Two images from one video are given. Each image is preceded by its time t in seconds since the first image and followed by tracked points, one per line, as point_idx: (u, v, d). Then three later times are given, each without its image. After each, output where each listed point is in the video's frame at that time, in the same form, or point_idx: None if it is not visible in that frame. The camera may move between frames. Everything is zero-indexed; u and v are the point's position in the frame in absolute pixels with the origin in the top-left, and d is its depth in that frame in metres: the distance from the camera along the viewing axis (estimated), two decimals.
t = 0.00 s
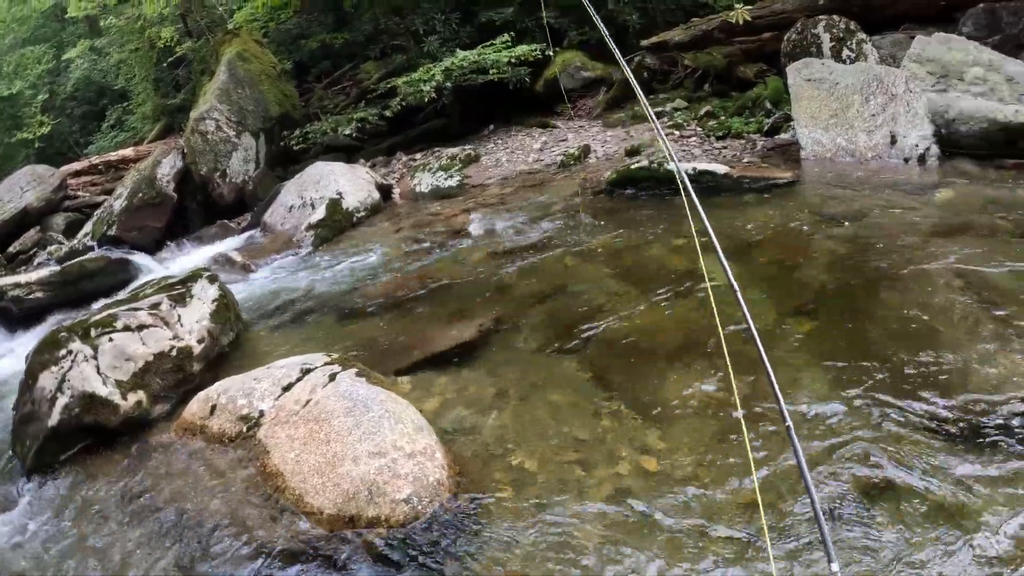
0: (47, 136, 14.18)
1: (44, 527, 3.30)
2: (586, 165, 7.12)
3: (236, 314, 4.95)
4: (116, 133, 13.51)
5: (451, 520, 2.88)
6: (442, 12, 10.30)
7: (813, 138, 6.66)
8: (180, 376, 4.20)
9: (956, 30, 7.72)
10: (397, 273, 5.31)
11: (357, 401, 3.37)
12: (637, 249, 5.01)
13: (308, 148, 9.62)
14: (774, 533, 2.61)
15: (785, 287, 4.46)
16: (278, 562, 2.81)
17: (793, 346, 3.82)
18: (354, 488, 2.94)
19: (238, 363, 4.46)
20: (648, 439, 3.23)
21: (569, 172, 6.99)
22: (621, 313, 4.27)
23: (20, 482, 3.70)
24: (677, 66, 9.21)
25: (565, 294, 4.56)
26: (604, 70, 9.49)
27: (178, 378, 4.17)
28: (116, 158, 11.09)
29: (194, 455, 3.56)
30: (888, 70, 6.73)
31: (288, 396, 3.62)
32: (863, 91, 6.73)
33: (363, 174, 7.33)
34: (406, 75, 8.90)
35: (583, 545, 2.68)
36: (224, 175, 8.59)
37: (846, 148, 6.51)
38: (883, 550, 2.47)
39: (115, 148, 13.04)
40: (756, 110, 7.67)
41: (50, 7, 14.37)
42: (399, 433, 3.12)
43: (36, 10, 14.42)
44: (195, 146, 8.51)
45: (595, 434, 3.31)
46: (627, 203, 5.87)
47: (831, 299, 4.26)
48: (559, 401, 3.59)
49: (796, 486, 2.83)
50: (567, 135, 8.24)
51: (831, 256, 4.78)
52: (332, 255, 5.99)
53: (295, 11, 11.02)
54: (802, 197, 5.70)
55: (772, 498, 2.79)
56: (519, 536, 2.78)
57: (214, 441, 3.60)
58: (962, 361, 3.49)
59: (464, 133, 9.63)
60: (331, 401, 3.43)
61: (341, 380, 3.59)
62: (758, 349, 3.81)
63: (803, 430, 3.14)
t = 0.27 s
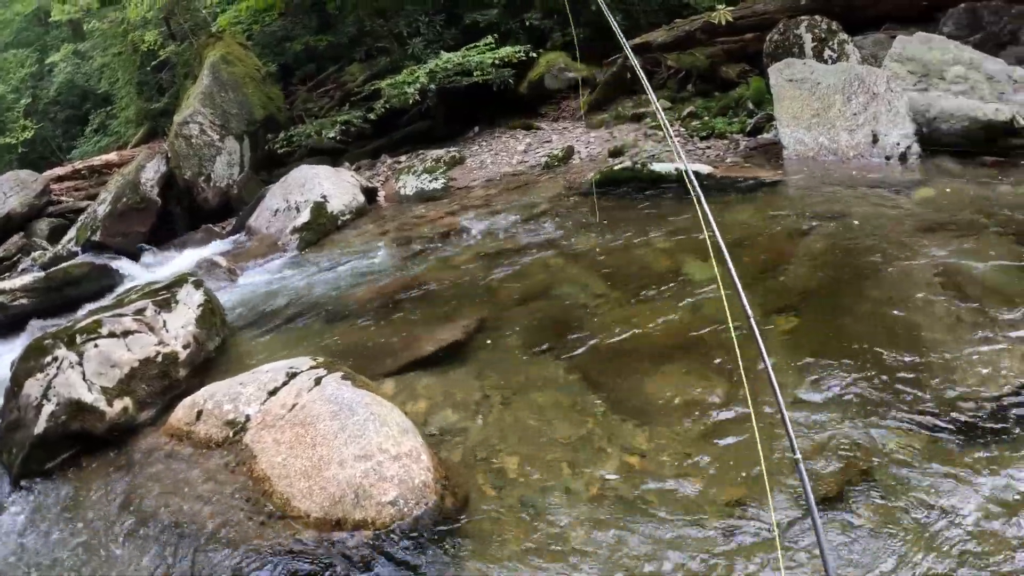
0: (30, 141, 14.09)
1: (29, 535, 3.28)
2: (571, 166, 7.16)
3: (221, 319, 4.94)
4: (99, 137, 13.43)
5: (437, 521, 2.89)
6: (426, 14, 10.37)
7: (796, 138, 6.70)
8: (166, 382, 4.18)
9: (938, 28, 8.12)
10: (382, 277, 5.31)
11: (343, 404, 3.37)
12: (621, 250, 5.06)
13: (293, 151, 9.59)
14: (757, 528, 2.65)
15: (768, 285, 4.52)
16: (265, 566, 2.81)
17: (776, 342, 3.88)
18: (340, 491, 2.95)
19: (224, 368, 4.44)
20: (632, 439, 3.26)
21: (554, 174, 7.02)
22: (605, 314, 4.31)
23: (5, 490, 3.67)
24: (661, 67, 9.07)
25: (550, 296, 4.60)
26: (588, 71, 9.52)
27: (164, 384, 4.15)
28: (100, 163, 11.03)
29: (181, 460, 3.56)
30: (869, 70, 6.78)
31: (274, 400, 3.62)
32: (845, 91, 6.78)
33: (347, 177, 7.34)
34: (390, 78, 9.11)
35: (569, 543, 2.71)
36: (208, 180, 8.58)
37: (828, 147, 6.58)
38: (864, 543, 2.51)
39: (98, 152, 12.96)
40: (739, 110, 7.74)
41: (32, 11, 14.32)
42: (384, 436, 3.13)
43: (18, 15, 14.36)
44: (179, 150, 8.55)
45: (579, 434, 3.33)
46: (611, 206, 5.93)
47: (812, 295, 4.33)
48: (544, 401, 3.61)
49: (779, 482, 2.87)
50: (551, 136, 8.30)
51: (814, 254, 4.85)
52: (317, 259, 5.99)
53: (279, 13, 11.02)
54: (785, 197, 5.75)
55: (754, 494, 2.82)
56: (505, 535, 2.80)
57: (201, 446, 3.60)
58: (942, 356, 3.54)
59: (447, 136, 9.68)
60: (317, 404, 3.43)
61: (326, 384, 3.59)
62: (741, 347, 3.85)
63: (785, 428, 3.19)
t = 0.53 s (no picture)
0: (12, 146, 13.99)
1: (14, 545, 3.26)
2: (554, 169, 7.24)
3: (205, 325, 4.93)
4: (82, 142, 13.35)
5: (423, 526, 2.89)
6: (410, 16, 10.30)
7: (778, 138, 6.75)
8: (150, 389, 4.17)
9: (919, 28, 8.36)
10: (367, 281, 5.33)
11: (327, 409, 3.37)
12: (605, 253, 5.11)
13: (277, 155, 9.50)
14: (741, 528, 2.67)
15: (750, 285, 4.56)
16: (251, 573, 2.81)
17: (763, 343, 3.87)
18: (324, 497, 2.95)
19: (209, 375, 4.43)
20: (617, 440, 3.27)
21: (537, 176, 7.11)
22: (587, 317, 4.34)
23: None
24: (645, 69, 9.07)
25: (534, 298, 4.63)
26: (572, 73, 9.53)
27: (148, 391, 4.14)
28: (83, 168, 10.96)
29: (167, 468, 3.55)
30: (851, 71, 6.90)
31: (258, 406, 3.62)
32: (827, 91, 6.86)
33: (332, 181, 7.32)
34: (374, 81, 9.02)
35: (554, 545, 2.72)
36: (191, 185, 8.59)
37: (811, 147, 6.60)
38: (846, 540, 2.53)
39: (82, 157, 12.89)
40: (722, 111, 7.77)
41: (14, 16, 14.26)
42: (368, 441, 3.13)
43: None
44: (162, 155, 8.54)
45: (564, 436, 3.35)
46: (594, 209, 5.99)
47: (794, 297, 4.34)
48: (528, 403, 3.63)
49: (762, 481, 2.90)
50: (535, 138, 8.33)
51: (796, 254, 4.88)
52: (301, 263, 5.99)
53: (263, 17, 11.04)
54: (768, 198, 5.80)
55: (737, 495, 2.84)
56: (490, 538, 2.81)
57: (186, 453, 3.60)
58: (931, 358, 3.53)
59: (431, 138, 9.70)
60: (301, 410, 3.43)
61: (310, 389, 3.59)
62: (724, 347, 3.88)
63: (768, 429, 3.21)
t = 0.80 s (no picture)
0: None
1: None
2: (538, 172, 7.25)
3: (188, 332, 4.92)
4: (66, 148, 13.24)
5: (409, 532, 2.90)
6: (393, 19, 10.45)
7: (761, 139, 6.80)
8: (134, 398, 4.14)
9: (902, 29, 8.43)
10: (351, 285, 5.34)
11: (310, 416, 3.37)
12: (590, 255, 5.14)
13: (261, 160, 9.52)
14: (724, 530, 2.69)
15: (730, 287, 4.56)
16: None
17: (746, 346, 3.90)
18: (309, 504, 2.95)
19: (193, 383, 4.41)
20: (601, 443, 3.29)
21: (521, 180, 7.12)
22: (571, 320, 4.36)
23: None
24: (627, 70, 9.28)
25: (517, 302, 4.64)
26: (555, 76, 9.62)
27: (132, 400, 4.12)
28: (66, 175, 10.86)
29: (150, 477, 3.52)
30: (832, 72, 6.95)
31: (242, 414, 3.61)
32: (809, 92, 6.92)
33: (315, 186, 7.32)
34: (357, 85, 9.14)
35: (540, 550, 2.73)
36: (175, 190, 8.47)
37: (794, 148, 6.65)
38: (828, 542, 2.55)
39: (65, 164, 12.78)
40: (705, 112, 7.89)
41: None
42: (351, 447, 3.13)
43: None
44: (144, 161, 8.44)
45: (548, 440, 3.36)
46: (578, 212, 6.00)
47: (775, 299, 4.36)
48: (512, 406, 3.65)
49: (745, 483, 2.92)
50: (519, 142, 8.36)
51: (779, 256, 4.91)
52: (286, 269, 5.98)
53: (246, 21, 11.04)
54: (751, 199, 5.84)
55: (724, 496, 2.87)
56: (476, 543, 2.82)
57: (170, 462, 3.57)
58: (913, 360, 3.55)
59: (415, 142, 9.70)
60: (284, 417, 3.42)
61: (294, 396, 3.58)
62: (706, 350, 3.90)
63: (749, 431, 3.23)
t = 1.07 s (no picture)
0: None
1: None
2: (522, 175, 7.29)
3: (173, 339, 4.91)
4: (48, 153, 13.12)
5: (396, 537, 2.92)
6: (376, 23, 10.44)
7: (743, 140, 6.87)
8: (120, 406, 4.13)
9: (882, 30, 8.54)
10: (336, 290, 5.35)
11: (296, 423, 3.38)
12: (573, 259, 5.18)
13: (245, 165, 9.57)
14: (706, 530, 2.73)
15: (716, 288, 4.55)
16: None
17: (729, 346, 3.94)
18: (295, 511, 2.96)
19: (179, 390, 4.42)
20: (586, 445, 3.32)
21: (504, 183, 7.15)
22: (555, 323, 4.40)
23: None
24: (611, 73, 9.30)
25: (503, 305, 4.68)
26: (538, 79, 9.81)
27: (118, 408, 4.11)
28: (49, 181, 10.77)
29: (136, 487, 3.51)
30: (813, 74, 7.03)
31: (228, 421, 3.61)
32: (791, 93, 6.99)
33: (299, 191, 7.32)
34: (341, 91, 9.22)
35: (526, 553, 2.76)
36: (158, 197, 8.50)
37: (776, 149, 6.72)
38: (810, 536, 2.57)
39: (47, 169, 12.66)
40: (688, 114, 7.95)
41: None
42: (337, 454, 3.14)
43: None
44: (127, 167, 8.46)
45: (534, 443, 3.39)
46: (561, 215, 6.04)
47: (760, 301, 4.39)
48: (496, 409, 3.68)
49: (727, 482, 2.97)
50: (503, 144, 8.40)
51: (760, 256, 4.96)
52: (270, 274, 5.98)
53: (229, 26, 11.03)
54: (733, 201, 5.86)
55: (706, 496, 2.91)
56: (462, 546, 2.85)
57: (157, 471, 3.57)
58: (894, 360, 3.59)
59: (399, 146, 9.67)
60: (270, 424, 3.43)
61: (279, 403, 3.59)
62: (689, 351, 3.95)
63: (731, 431, 3.28)
